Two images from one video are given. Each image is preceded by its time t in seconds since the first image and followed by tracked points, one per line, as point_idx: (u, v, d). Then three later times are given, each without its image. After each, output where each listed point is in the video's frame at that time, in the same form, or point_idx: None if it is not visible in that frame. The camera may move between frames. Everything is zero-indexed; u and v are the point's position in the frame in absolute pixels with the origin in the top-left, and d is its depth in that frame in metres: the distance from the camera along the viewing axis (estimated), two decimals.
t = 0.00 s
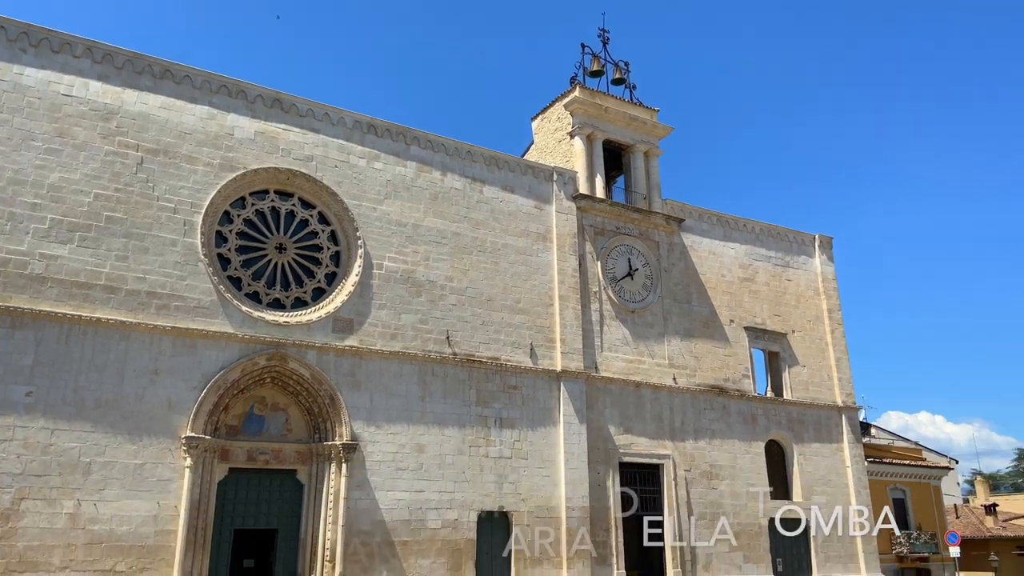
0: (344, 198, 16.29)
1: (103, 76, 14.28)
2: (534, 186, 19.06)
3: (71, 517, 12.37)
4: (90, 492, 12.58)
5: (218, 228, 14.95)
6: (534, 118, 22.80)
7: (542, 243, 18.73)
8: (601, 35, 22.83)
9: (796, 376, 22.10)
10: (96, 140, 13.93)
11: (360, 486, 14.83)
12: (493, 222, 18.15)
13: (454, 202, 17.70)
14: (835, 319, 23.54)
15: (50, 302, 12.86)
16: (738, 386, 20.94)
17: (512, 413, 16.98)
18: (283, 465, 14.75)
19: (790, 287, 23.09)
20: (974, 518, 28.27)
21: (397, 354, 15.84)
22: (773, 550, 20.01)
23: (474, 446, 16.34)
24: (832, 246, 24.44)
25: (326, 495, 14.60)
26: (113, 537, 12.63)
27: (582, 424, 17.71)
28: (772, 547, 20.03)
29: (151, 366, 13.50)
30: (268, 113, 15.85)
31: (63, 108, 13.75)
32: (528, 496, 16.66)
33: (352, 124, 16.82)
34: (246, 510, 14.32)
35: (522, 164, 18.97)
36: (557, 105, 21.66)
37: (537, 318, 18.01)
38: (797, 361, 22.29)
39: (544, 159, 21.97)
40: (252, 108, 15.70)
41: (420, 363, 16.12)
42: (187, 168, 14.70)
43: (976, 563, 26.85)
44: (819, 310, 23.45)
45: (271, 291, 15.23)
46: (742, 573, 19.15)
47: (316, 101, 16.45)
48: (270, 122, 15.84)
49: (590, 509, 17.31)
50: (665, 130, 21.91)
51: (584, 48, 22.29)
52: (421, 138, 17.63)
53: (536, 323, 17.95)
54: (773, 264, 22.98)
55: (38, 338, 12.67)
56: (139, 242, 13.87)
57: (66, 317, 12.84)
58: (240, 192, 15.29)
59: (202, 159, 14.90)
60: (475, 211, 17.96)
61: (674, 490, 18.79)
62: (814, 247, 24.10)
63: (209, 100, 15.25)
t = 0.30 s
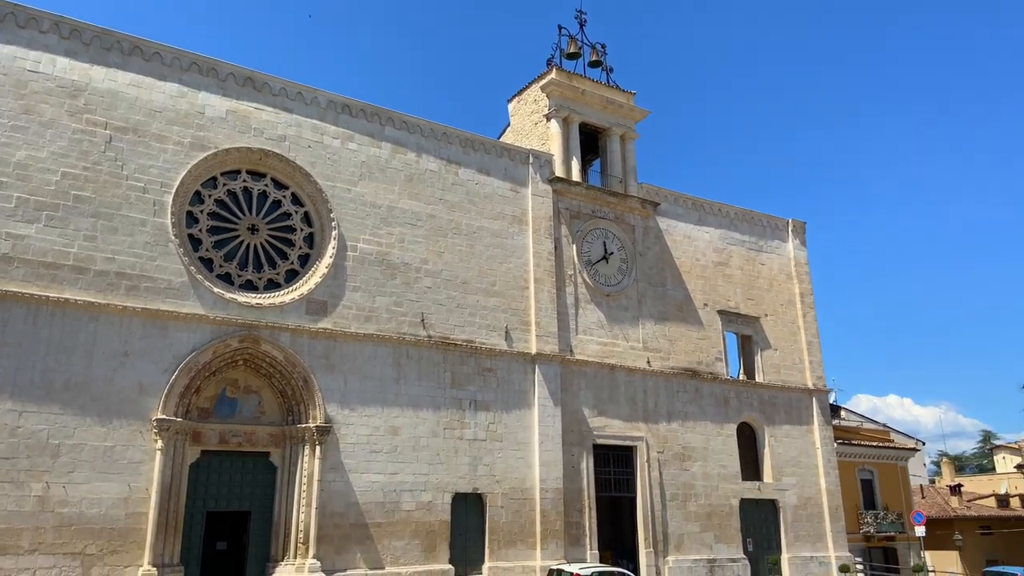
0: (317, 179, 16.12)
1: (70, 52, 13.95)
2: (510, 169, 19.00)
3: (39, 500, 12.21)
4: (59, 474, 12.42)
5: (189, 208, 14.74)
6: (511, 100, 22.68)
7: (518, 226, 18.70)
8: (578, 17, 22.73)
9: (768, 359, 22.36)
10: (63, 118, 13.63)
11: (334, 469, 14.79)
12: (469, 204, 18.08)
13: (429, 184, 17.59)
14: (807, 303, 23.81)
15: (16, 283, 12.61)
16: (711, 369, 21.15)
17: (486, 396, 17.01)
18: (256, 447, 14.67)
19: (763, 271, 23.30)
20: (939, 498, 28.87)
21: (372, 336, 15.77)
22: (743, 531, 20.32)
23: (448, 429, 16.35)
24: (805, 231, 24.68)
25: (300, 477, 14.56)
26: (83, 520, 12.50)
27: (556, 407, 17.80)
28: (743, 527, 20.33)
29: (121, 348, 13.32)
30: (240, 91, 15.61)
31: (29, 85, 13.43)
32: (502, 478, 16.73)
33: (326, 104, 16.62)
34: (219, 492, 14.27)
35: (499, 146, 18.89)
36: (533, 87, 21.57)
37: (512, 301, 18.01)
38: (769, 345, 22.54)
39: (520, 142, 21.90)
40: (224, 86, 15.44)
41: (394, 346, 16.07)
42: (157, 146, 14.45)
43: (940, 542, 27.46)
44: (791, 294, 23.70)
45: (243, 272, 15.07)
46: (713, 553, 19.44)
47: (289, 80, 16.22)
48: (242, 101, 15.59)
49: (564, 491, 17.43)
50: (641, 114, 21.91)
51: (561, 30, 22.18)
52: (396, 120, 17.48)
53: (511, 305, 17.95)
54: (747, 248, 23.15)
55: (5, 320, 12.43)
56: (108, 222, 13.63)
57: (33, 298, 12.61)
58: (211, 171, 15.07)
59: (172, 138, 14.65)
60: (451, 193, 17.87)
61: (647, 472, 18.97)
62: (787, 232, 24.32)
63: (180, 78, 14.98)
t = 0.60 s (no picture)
0: (293, 160, 15.97)
1: (38, 28, 13.65)
2: (488, 152, 18.93)
3: (10, 482, 12.09)
4: (30, 457, 12.29)
5: (162, 188, 14.55)
6: (489, 83, 22.58)
7: (496, 210, 18.67)
8: None
9: (742, 343, 22.59)
10: (32, 95, 13.35)
11: (310, 452, 14.77)
12: (446, 187, 18.01)
13: (406, 166, 17.50)
14: (782, 288, 24.05)
15: None
16: (686, 353, 21.33)
17: (463, 379, 17.04)
18: (231, 430, 14.61)
19: (739, 256, 23.48)
20: (908, 479, 29.43)
21: (348, 319, 15.72)
22: (716, 512, 20.60)
23: (425, 413, 16.37)
24: (781, 216, 24.88)
25: (275, 459, 14.53)
26: (55, 503, 12.40)
27: (533, 390, 17.88)
28: (716, 508, 20.62)
29: (93, 330, 13.17)
30: (214, 70, 15.38)
31: None
32: (478, 461, 16.81)
33: (302, 84, 16.43)
34: (193, 475, 14.21)
35: (477, 129, 18.81)
36: (512, 69, 21.46)
37: (489, 285, 18.01)
38: (744, 329, 22.76)
39: (499, 125, 21.82)
40: (197, 65, 15.21)
41: (371, 329, 16.02)
42: (129, 126, 14.21)
43: (908, 523, 28.04)
44: (766, 279, 23.92)
45: (218, 254, 14.93)
46: (687, 534, 19.70)
47: (264, 59, 16.01)
48: (216, 80, 15.37)
49: (539, 473, 17.55)
50: (619, 98, 21.90)
51: (540, 12, 22.06)
52: (373, 101, 17.33)
53: (488, 289, 17.96)
54: (723, 233, 23.31)
55: None
56: (79, 201, 13.42)
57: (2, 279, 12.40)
58: (184, 151, 14.87)
59: (144, 117, 14.42)
60: (428, 176, 17.79)
61: (622, 454, 19.15)
62: (763, 217, 24.50)
63: (152, 56, 14.73)
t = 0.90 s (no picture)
0: (268, 143, 15.80)
1: (6, 5, 13.35)
2: (466, 136, 18.85)
3: None
4: None
5: (134, 169, 14.34)
6: (467, 67, 22.46)
7: (473, 195, 18.62)
8: None
9: (718, 329, 22.79)
10: None
11: (286, 436, 14.72)
12: (424, 171, 17.92)
13: (384, 149, 17.38)
14: (757, 275, 24.26)
15: None
16: (662, 338, 21.48)
17: (440, 364, 17.04)
18: (205, 415, 14.51)
19: (715, 243, 23.63)
20: (879, 464, 29.95)
21: (324, 303, 15.63)
22: (690, 496, 20.85)
23: (401, 397, 16.37)
24: (757, 203, 25.05)
25: (250, 444, 14.46)
26: (25, 487, 12.27)
27: (510, 375, 17.93)
28: (690, 492, 20.87)
29: (64, 312, 12.99)
30: (188, 50, 15.14)
31: None
32: (455, 445, 16.85)
33: (277, 65, 16.23)
34: (167, 459, 14.12)
35: (455, 113, 18.71)
36: (490, 53, 21.34)
37: (466, 269, 17.99)
38: (719, 315, 22.96)
39: (477, 109, 21.72)
40: (171, 44, 14.96)
41: (347, 313, 15.96)
42: (100, 105, 13.97)
43: (878, 506, 28.56)
44: (742, 266, 24.11)
45: (192, 237, 14.78)
46: (661, 518, 19.92)
47: (239, 39, 15.79)
48: (189, 60, 15.13)
49: (516, 457, 17.64)
50: (598, 84, 21.88)
51: None
52: (350, 83, 17.16)
53: (465, 274, 17.93)
54: (700, 220, 23.44)
55: None
56: (49, 182, 13.19)
57: None
58: (157, 132, 14.65)
59: (116, 97, 14.17)
60: (406, 160, 17.69)
61: (598, 439, 19.30)
62: (739, 204, 24.66)
63: (124, 34, 14.47)
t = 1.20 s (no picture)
0: (241, 126, 15.62)
1: None
2: (442, 122, 18.77)
3: None
4: None
5: (104, 151, 14.13)
6: (444, 52, 22.32)
7: (449, 181, 18.56)
8: None
9: (691, 317, 22.99)
10: None
11: (258, 422, 14.64)
12: (399, 157, 17.83)
13: (359, 134, 17.26)
14: (731, 264, 24.47)
15: None
16: (637, 326, 21.63)
17: (415, 350, 17.03)
18: (176, 400, 14.39)
19: (689, 232, 23.79)
20: (848, 450, 30.46)
21: (298, 289, 15.53)
22: (662, 482, 21.07)
23: (376, 383, 16.35)
24: (731, 192, 25.23)
25: (222, 430, 14.37)
26: None
27: (484, 362, 17.96)
28: (662, 478, 21.09)
29: (32, 296, 12.79)
30: (159, 31, 14.90)
31: None
32: (429, 432, 16.88)
33: (251, 47, 16.02)
34: (138, 445, 14.01)
35: (431, 98, 18.61)
36: (467, 38, 21.23)
37: (442, 256, 17.96)
38: (693, 304, 23.15)
39: (453, 95, 21.62)
40: (142, 24, 14.71)
41: (321, 299, 15.87)
42: (69, 86, 13.71)
43: (846, 492, 29.07)
44: (716, 255, 24.30)
45: (163, 221, 14.60)
46: (633, 503, 20.13)
47: (212, 20, 15.56)
48: (161, 40, 14.89)
49: (490, 444, 17.70)
50: (575, 71, 21.86)
51: None
52: (325, 67, 16.99)
53: (441, 261, 17.90)
54: (675, 208, 23.57)
55: None
56: (16, 163, 12.96)
57: None
58: (128, 114, 14.42)
59: (85, 77, 13.92)
60: (381, 145, 17.58)
61: (571, 426, 19.42)
62: (714, 193, 24.83)
63: (94, 13, 14.20)
